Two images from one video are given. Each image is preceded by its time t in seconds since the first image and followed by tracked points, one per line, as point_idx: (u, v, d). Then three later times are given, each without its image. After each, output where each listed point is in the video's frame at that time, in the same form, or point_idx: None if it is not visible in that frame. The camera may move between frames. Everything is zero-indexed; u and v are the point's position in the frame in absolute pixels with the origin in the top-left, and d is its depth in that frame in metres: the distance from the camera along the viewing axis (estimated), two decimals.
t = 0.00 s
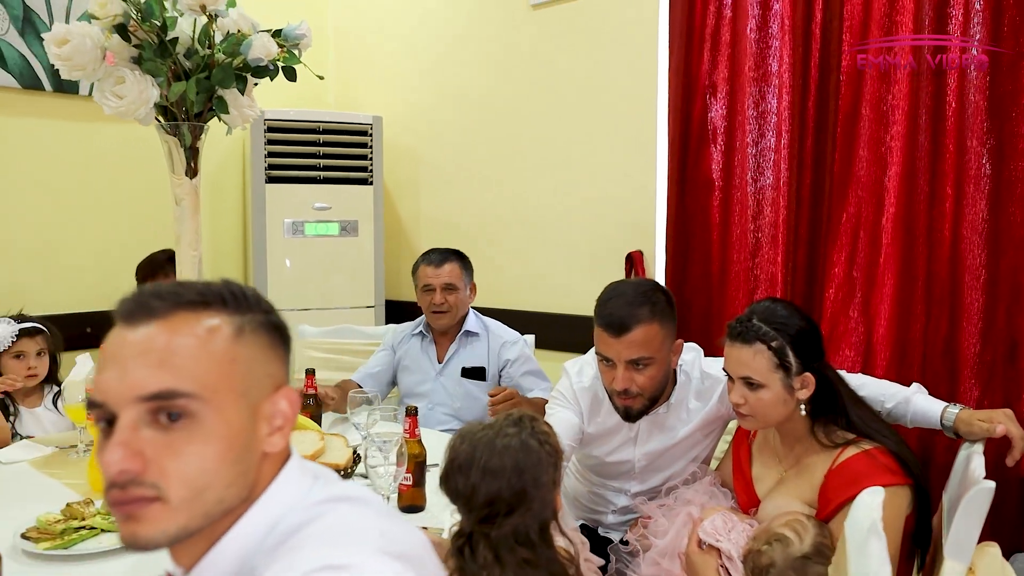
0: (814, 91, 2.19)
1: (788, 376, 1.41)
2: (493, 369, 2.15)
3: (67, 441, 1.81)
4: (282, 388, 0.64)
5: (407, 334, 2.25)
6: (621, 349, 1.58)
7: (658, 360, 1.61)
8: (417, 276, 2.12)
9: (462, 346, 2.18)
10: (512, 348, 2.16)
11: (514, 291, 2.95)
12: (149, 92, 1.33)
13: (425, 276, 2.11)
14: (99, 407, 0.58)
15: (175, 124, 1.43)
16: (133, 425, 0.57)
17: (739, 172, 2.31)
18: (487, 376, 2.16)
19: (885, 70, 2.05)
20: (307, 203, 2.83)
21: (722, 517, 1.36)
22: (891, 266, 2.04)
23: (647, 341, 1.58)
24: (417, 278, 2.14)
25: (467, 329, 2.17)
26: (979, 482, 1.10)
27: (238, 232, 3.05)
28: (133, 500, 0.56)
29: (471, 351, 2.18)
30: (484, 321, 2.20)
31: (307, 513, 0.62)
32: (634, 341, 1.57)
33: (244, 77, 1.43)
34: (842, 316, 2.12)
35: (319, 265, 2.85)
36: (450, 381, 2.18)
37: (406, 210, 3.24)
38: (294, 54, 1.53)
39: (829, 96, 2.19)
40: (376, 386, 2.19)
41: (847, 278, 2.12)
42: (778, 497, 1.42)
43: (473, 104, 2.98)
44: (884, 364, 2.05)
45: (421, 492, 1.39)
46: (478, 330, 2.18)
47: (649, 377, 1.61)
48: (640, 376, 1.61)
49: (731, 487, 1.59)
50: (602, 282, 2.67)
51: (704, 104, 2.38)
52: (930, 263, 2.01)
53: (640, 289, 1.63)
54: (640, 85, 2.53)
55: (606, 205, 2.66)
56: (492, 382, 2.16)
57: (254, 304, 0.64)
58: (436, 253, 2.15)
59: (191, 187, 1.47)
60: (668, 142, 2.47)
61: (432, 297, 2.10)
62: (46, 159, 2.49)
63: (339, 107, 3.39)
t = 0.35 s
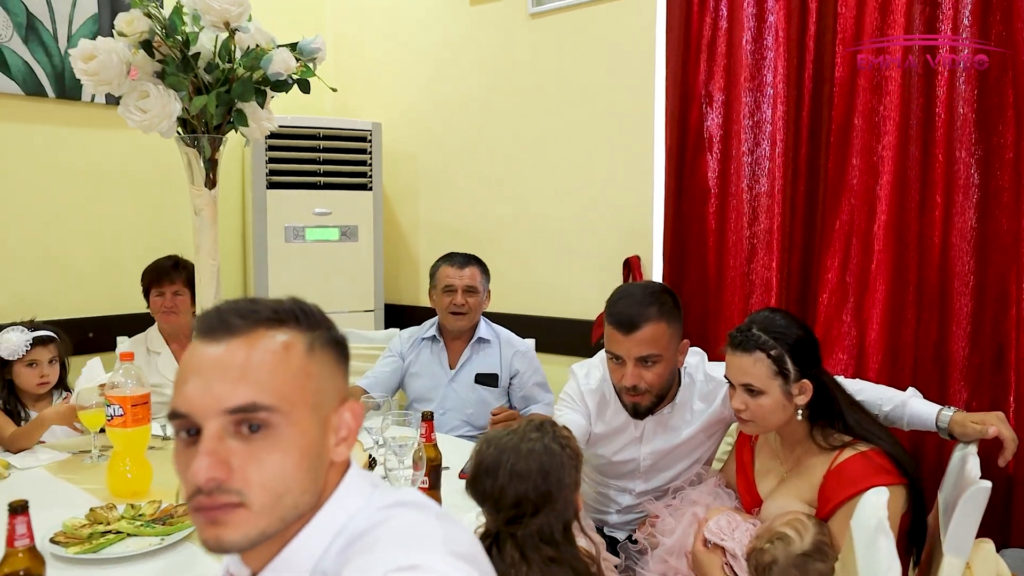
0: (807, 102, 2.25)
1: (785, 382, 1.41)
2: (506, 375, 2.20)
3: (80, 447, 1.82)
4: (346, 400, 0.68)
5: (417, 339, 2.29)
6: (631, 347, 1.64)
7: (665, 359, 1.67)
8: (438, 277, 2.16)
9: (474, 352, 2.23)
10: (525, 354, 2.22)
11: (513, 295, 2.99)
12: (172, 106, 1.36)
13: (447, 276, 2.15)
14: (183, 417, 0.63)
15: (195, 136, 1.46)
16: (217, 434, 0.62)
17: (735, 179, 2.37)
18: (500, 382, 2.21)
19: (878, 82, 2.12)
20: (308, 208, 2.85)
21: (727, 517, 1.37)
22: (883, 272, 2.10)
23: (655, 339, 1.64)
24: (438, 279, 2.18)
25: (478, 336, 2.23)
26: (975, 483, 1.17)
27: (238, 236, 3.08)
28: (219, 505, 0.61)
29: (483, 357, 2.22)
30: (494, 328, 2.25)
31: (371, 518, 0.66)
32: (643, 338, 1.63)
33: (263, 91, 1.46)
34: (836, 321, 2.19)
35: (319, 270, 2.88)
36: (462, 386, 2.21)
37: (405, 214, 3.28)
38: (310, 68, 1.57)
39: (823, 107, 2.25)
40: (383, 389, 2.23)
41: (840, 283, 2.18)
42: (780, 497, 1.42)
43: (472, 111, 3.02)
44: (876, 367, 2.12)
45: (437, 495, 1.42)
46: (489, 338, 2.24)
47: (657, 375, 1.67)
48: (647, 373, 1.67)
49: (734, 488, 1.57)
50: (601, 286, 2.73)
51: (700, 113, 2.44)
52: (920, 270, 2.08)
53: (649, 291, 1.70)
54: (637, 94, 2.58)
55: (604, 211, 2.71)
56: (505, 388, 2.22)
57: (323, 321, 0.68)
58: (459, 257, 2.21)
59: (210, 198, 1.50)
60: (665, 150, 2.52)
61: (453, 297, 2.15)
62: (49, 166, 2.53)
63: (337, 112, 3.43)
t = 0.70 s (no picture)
0: (801, 112, 2.32)
1: (785, 389, 1.46)
2: (515, 384, 2.24)
3: (94, 451, 1.87)
4: (392, 412, 0.71)
5: (432, 340, 2.36)
6: (636, 347, 1.70)
7: (670, 359, 1.73)
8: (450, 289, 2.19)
9: (487, 359, 2.27)
10: (535, 365, 2.26)
11: (512, 298, 3.04)
12: (195, 121, 1.40)
13: (458, 288, 2.18)
14: (244, 430, 0.66)
15: (214, 150, 1.50)
16: (277, 446, 0.65)
17: (731, 187, 2.44)
18: (510, 391, 2.25)
19: (870, 94, 2.19)
20: (310, 214, 2.89)
21: (731, 517, 1.42)
22: (875, 278, 2.17)
23: (661, 340, 1.70)
24: (448, 290, 2.22)
25: (491, 344, 2.27)
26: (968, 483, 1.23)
27: (239, 241, 3.12)
28: (280, 512, 0.64)
29: (496, 365, 2.26)
30: (507, 336, 2.29)
31: (418, 522, 0.70)
32: (649, 339, 1.69)
33: (282, 106, 1.50)
34: (829, 326, 2.25)
35: (320, 276, 2.92)
36: (472, 392, 2.26)
37: (404, 220, 3.32)
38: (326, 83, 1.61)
39: (817, 117, 2.32)
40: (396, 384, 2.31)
41: (833, 289, 2.25)
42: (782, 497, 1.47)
43: (471, 118, 3.07)
44: (868, 370, 2.19)
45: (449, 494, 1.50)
46: (502, 345, 2.28)
47: (662, 375, 1.73)
48: (653, 372, 1.73)
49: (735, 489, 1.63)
50: (599, 291, 2.78)
51: (696, 122, 2.50)
52: (911, 276, 2.15)
53: (655, 294, 1.75)
54: (637, 103, 2.64)
55: (602, 217, 2.77)
56: (515, 397, 2.26)
57: (369, 339, 0.71)
58: (468, 266, 2.23)
59: (229, 210, 1.53)
60: (663, 158, 2.58)
61: (465, 309, 2.18)
62: (54, 173, 2.57)
63: (337, 118, 3.47)
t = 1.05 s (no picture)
0: (799, 120, 2.38)
1: (789, 388, 1.50)
2: (527, 386, 2.29)
3: (114, 452, 1.92)
4: (437, 413, 0.76)
5: (450, 340, 2.42)
6: (632, 344, 1.76)
7: (666, 356, 1.78)
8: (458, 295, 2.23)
9: (501, 361, 2.32)
10: (546, 368, 2.32)
11: (514, 300, 3.10)
12: (220, 132, 1.45)
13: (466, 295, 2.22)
14: (304, 430, 0.70)
15: (237, 159, 1.54)
16: (337, 446, 0.70)
17: (731, 193, 2.50)
18: (523, 392, 2.29)
19: (866, 104, 2.26)
20: (316, 218, 2.94)
21: (738, 513, 1.48)
22: (871, 281, 2.24)
23: (657, 336, 1.75)
24: (458, 296, 2.26)
25: (505, 346, 2.32)
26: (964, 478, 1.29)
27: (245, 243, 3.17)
28: (341, 507, 0.68)
29: (509, 367, 2.32)
30: (520, 339, 2.35)
31: (462, 515, 0.75)
32: (643, 335, 1.75)
33: (303, 117, 1.55)
34: (826, 328, 2.32)
35: (327, 278, 2.97)
36: (487, 393, 2.32)
37: (408, 223, 3.38)
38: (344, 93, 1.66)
39: (814, 125, 2.38)
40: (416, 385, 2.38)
41: (831, 291, 2.32)
42: (786, 494, 1.52)
43: (474, 123, 3.12)
44: (865, 370, 2.25)
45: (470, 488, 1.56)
46: (516, 348, 2.33)
47: (658, 371, 1.78)
48: (649, 369, 1.78)
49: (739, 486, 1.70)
50: (601, 293, 2.84)
51: (697, 129, 2.56)
52: (906, 280, 2.21)
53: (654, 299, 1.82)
54: (638, 110, 2.70)
55: (604, 222, 2.82)
56: (528, 399, 2.30)
57: (417, 346, 0.76)
58: (474, 271, 2.26)
59: (250, 217, 1.58)
60: (664, 164, 2.65)
61: (475, 313, 2.22)
62: (65, 177, 2.61)
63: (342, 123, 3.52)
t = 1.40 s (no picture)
0: (804, 127, 2.45)
1: (801, 386, 1.57)
2: (548, 388, 2.38)
3: (144, 449, 1.98)
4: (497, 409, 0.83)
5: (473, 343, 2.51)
6: (646, 341, 1.83)
7: (680, 352, 1.85)
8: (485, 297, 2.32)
9: (524, 365, 2.41)
10: (566, 370, 2.42)
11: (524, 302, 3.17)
12: (258, 141, 1.51)
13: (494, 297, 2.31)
14: (383, 422, 0.77)
15: (272, 167, 1.60)
16: (414, 437, 0.76)
17: (738, 197, 2.58)
18: (544, 395, 2.39)
19: (869, 112, 2.33)
20: (330, 222, 3.00)
21: (753, 507, 1.54)
22: (874, 284, 2.31)
23: (670, 333, 1.82)
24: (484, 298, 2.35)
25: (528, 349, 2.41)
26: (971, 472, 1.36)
27: (259, 246, 3.23)
28: (419, 493, 0.75)
29: (531, 370, 2.41)
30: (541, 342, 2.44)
31: (521, 504, 0.81)
32: (657, 332, 1.82)
33: (336, 127, 1.61)
34: (830, 329, 2.40)
35: (340, 280, 3.03)
36: (509, 395, 2.41)
37: (419, 226, 3.44)
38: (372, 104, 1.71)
39: (818, 132, 2.46)
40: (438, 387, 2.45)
41: (835, 293, 2.39)
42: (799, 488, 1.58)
43: (484, 128, 3.19)
44: (868, 369, 2.33)
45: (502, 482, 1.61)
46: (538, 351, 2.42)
47: (672, 366, 1.84)
48: (663, 365, 1.84)
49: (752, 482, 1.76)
50: (609, 294, 2.91)
51: (704, 136, 2.64)
52: (908, 282, 2.29)
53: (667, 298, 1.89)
54: (646, 116, 2.77)
55: (613, 225, 2.89)
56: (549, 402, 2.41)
57: (481, 348, 0.82)
58: (502, 274, 2.36)
59: (284, 222, 1.64)
60: (672, 169, 2.72)
61: (500, 315, 2.32)
62: (85, 181, 2.67)
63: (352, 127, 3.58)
